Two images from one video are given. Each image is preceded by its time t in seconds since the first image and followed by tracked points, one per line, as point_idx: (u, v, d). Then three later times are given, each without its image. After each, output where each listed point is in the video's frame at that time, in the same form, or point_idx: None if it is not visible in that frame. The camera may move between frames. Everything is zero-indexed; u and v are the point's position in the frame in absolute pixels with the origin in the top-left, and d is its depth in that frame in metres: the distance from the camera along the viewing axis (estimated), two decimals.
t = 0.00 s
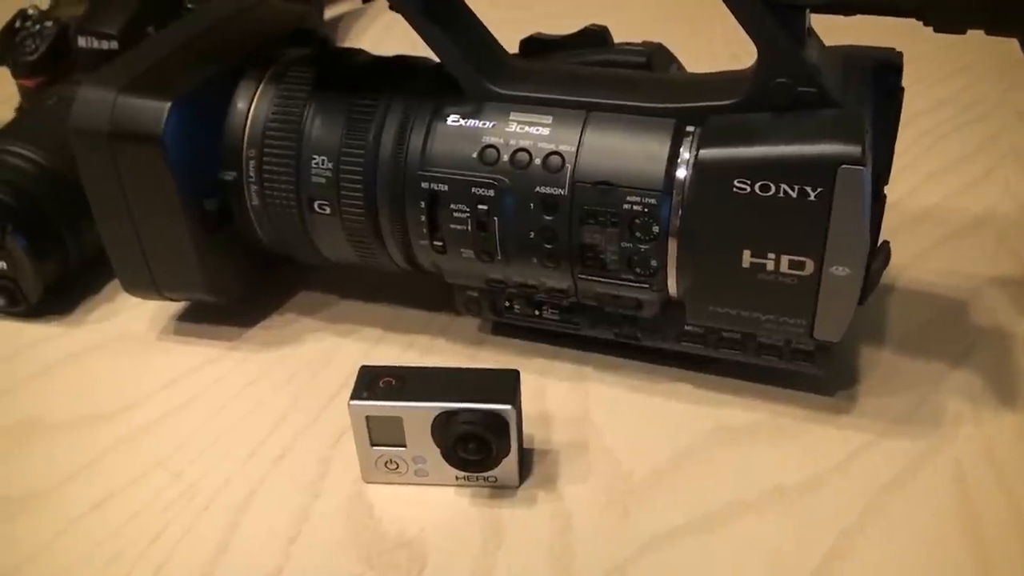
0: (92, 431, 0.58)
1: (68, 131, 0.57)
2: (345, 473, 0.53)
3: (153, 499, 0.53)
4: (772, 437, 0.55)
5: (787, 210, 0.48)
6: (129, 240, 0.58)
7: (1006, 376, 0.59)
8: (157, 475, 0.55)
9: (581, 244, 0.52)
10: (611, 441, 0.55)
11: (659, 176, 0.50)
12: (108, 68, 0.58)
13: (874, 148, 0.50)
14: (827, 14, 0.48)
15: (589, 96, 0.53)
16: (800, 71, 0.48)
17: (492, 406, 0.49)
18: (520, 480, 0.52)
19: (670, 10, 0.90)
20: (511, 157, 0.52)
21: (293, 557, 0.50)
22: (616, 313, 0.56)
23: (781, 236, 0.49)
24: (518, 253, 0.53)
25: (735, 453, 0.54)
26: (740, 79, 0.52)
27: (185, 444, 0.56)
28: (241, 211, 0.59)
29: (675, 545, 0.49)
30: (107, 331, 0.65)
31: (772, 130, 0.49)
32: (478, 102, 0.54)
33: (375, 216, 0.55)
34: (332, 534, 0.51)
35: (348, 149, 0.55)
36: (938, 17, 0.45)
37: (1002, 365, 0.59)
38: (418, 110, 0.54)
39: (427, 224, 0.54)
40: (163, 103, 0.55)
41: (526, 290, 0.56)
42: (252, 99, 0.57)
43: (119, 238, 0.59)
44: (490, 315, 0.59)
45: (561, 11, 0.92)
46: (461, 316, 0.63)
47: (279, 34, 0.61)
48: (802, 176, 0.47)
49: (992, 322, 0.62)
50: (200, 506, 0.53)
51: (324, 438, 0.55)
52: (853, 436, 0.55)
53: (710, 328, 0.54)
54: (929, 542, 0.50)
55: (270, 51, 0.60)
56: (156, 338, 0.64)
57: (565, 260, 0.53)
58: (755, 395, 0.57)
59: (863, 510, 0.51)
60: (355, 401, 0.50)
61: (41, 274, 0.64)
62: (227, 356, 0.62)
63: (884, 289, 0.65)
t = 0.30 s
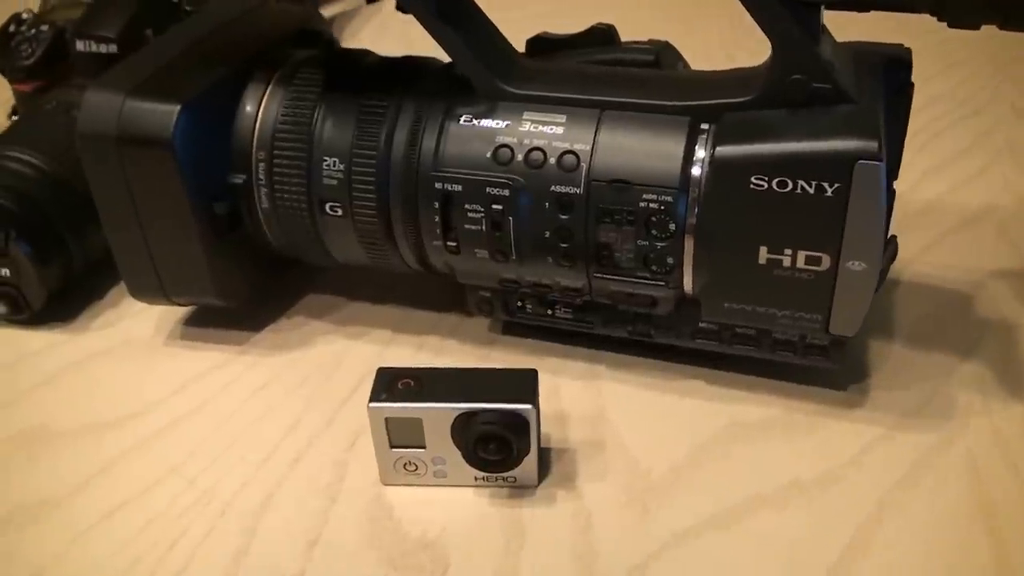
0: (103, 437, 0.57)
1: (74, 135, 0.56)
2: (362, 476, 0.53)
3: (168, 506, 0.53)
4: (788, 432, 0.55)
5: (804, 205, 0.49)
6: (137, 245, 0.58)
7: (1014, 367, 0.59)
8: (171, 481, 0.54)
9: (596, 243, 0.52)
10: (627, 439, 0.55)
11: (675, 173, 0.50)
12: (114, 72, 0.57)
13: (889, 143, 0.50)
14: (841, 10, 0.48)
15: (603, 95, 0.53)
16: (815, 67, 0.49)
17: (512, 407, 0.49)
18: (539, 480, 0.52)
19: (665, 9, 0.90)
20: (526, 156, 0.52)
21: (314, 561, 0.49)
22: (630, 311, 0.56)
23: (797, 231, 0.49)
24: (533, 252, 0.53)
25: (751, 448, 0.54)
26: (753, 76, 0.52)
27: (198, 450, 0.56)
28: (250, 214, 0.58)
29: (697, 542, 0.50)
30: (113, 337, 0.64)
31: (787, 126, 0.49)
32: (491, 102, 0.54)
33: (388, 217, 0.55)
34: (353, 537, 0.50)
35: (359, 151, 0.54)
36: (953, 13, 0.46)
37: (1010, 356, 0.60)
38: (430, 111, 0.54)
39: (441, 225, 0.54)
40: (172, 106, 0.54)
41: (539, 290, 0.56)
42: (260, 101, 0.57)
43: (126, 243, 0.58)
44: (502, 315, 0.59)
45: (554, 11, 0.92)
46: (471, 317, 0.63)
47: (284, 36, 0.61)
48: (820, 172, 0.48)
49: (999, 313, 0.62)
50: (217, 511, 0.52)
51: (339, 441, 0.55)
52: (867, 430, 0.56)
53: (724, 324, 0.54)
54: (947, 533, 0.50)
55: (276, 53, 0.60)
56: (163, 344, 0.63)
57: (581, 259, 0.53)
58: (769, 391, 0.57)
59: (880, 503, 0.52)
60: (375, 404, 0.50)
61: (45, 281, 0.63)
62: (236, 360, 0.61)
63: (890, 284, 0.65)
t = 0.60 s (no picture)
0: (119, 445, 0.57)
1: (86, 140, 0.56)
2: (386, 479, 0.53)
3: (191, 512, 0.52)
4: (807, 425, 0.56)
5: (825, 200, 0.49)
6: (150, 249, 0.57)
7: None
8: (192, 486, 0.54)
9: (617, 240, 0.52)
10: (649, 435, 0.55)
11: (696, 170, 0.50)
12: (124, 77, 0.57)
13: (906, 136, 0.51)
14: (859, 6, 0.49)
15: (621, 93, 0.53)
16: (834, 63, 0.49)
17: (538, 405, 0.49)
18: (564, 478, 0.52)
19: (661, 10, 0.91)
20: (545, 155, 0.52)
21: (343, 564, 0.49)
22: (648, 308, 0.56)
23: (819, 226, 0.50)
24: (553, 251, 0.53)
25: (772, 443, 0.55)
26: (770, 72, 0.52)
27: (217, 456, 0.55)
28: (263, 218, 0.58)
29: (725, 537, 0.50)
30: (123, 344, 0.64)
31: (807, 122, 0.49)
32: (508, 101, 0.53)
33: (405, 218, 0.55)
34: (380, 540, 0.50)
35: (376, 152, 0.54)
36: (972, 7, 0.46)
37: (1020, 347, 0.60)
38: (447, 111, 0.54)
39: (460, 225, 0.54)
40: (186, 109, 0.54)
41: (556, 288, 0.56)
42: (273, 103, 0.56)
43: (138, 249, 0.58)
44: (518, 314, 0.59)
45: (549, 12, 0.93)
46: (484, 317, 0.63)
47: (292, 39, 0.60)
48: (841, 167, 0.48)
49: (1006, 305, 0.63)
50: (241, 517, 0.52)
51: (360, 444, 0.55)
52: (884, 422, 0.56)
53: (742, 320, 0.55)
54: (970, 521, 0.51)
55: (287, 55, 0.59)
56: (175, 350, 0.63)
57: (601, 257, 0.53)
58: (786, 385, 0.58)
59: (902, 493, 0.52)
60: (401, 406, 0.50)
61: (53, 288, 0.63)
62: (250, 364, 0.61)
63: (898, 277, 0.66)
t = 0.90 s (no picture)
0: (138, 454, 0.56)
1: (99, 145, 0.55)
2: (412, 481, 0.53)
3: (216, 519, 0.52)
4: (828, 417, 0.56)
5: (849, 193, 0.49)
6: (165, 254, 0.57)
7: None
8: (216, 493, 0.53)
9: (640, 237, 0.52)
10: (673, 431, 0.55)
11: (719, 165, 0.50)
12: (136, 80, 0.56)
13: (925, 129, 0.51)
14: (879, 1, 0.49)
15: (640, 90, 0.53)
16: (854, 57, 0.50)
17: (568, 403, 0.49)
18: (591, 476, 0.52)
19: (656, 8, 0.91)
20: (567, 153, 0.52)
21: (375, 567, 0.49)
22: (668, 304, 0.56)
23: (842, 219, 0.50)
24: (576, 249, 0.53)
25: (795, 435, 0.55)
26: (789, 67, 0.53)
27: (239, 461, 0.55)
28: (279, 220, 0.57)
29: (755, 530, 0.50)
30: (135, 351, 0.63)
31: (829, 116, 0.50)
32: (528, 100, 0.53)
33: (426, 218, 0.55)
34: (411, 542, 0.50)
35: (396, 152, 0.54)
36: None
37: None
38: (466, 110, 0.54)
39: (481, 224, 0.54)
40: (202, 112, 0.53)
41: (576, 286, 0.56)
42: (288, 105, 0.56)
43: (153, 254, 0.57)
44: (537, 312, 0.59)
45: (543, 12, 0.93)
46: (499, 316, 0.63)
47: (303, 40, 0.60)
48: (865, 160, 0.49)
49: (1015, 294, 0.64)
50: (268, 522, 0.51)
51: (384, 447, 0.55)
52: (903, 412, 0.57)
53: (763, 314, 0.55)
54: (994, 507, 0.51)
55: (299, 57, 0.59)
56: (188, 356, 0.62)
57: (624, 254, 0.53)
58: (804, 378, 0.58)
59: (925, 481, 0.53)
60: (430, 406, 0.50)
61: (64, 295, 0.62)
62: (266, 368, 0.60)
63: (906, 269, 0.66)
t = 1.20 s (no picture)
0: (158, 461, 0.55)
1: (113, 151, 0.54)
2: (440, 482, 0.53)
3: (244, 526, 0.51)
4: (849, 408, 0.57)
5: (872, 185, 0.50)
6: (181, 260, 0.56)
7: None
8: (241, 499, 0.53)
9: (664, 233, 0.52)
10: (698, 426, 0.55)
11: (743, 160, 0.51)
12: (148, 83, 0.55)
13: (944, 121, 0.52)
14: None
15: (661, 87, 0.53)
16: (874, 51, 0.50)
17: (600, 401, 0.49)
18: (620, 472, 0.53)
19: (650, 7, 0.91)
20: (589, 150, 0.52)
21: (409, 569, 0.49)
22: (689, 300, 0.56)
23: (865, 212, 0.51)
24: (599, 247, 0.53)
25: (819, 427, 0.55)
26: (807, 62, 0.53)
27: (263, 466, 0.54)
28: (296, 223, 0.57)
29: (786, 523, 0.50)
30: (148, 358, 0.62)
31: (852, 110, 0.50)
32: (548, 98, 0.53)
33: (447, 218, 0.54)
34: (443, 544, 0.50)
35: (416, 152, 0.54)
36: None
37: None
38: (487, 109, 0.54)
39: (503, 224, 0.54)
40: (220, 115, 0.53)
41: (597, 283, 0.56)
42: (304, 106, 0.56)
43: (168, 260, 0.56)
44: (556, 311, 0.59)
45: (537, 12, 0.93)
46: (515, 315, 0.63)
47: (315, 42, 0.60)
48: (889, 153, 0.49)
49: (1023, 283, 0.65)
50: (297, 527, 0.51)
51: (410, 449, 0.55)
52: (923, 402, 0.57)
53: (784, 307, 0.55)
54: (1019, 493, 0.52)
55: (311, 58, 0.58)
56: (202, 362, 0.61)
57: (647, 251, 0.53)
58: (822, 370, 0.59)
59: (949, 469, 0.53)
60: (461, 406, 0.49)
61: (73, 304, 0.61)
62: (283, 373, 0.60)
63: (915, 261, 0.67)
